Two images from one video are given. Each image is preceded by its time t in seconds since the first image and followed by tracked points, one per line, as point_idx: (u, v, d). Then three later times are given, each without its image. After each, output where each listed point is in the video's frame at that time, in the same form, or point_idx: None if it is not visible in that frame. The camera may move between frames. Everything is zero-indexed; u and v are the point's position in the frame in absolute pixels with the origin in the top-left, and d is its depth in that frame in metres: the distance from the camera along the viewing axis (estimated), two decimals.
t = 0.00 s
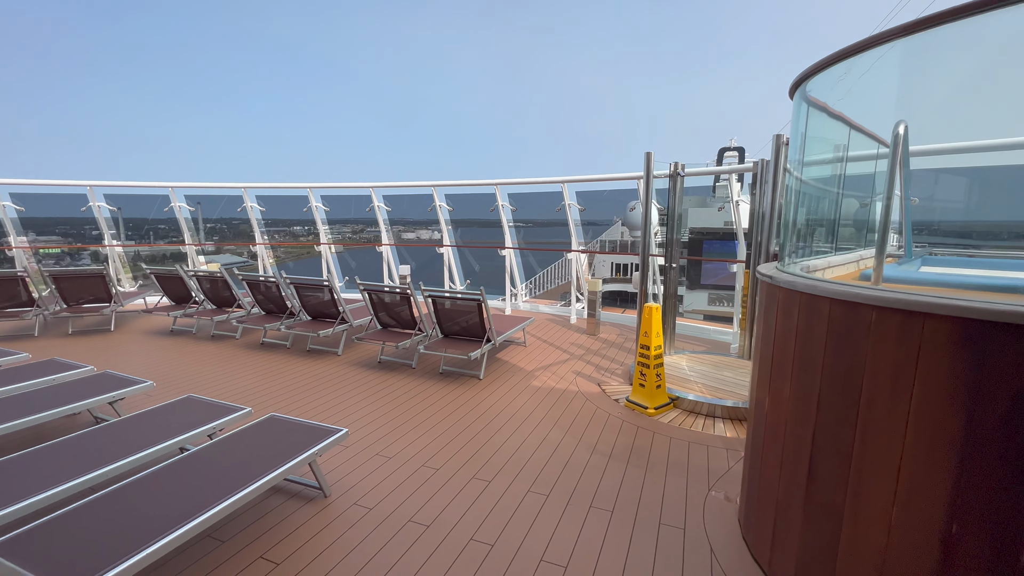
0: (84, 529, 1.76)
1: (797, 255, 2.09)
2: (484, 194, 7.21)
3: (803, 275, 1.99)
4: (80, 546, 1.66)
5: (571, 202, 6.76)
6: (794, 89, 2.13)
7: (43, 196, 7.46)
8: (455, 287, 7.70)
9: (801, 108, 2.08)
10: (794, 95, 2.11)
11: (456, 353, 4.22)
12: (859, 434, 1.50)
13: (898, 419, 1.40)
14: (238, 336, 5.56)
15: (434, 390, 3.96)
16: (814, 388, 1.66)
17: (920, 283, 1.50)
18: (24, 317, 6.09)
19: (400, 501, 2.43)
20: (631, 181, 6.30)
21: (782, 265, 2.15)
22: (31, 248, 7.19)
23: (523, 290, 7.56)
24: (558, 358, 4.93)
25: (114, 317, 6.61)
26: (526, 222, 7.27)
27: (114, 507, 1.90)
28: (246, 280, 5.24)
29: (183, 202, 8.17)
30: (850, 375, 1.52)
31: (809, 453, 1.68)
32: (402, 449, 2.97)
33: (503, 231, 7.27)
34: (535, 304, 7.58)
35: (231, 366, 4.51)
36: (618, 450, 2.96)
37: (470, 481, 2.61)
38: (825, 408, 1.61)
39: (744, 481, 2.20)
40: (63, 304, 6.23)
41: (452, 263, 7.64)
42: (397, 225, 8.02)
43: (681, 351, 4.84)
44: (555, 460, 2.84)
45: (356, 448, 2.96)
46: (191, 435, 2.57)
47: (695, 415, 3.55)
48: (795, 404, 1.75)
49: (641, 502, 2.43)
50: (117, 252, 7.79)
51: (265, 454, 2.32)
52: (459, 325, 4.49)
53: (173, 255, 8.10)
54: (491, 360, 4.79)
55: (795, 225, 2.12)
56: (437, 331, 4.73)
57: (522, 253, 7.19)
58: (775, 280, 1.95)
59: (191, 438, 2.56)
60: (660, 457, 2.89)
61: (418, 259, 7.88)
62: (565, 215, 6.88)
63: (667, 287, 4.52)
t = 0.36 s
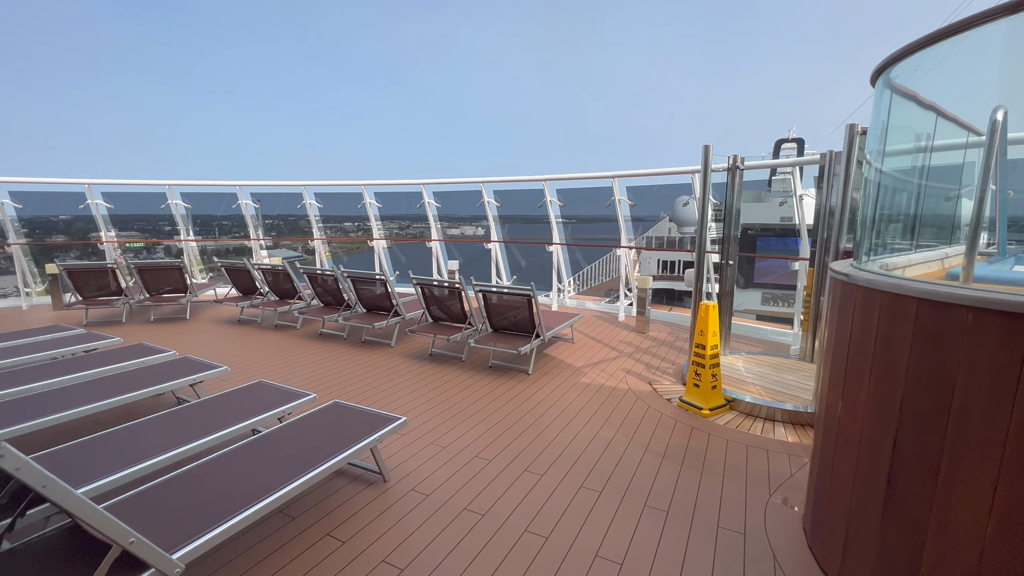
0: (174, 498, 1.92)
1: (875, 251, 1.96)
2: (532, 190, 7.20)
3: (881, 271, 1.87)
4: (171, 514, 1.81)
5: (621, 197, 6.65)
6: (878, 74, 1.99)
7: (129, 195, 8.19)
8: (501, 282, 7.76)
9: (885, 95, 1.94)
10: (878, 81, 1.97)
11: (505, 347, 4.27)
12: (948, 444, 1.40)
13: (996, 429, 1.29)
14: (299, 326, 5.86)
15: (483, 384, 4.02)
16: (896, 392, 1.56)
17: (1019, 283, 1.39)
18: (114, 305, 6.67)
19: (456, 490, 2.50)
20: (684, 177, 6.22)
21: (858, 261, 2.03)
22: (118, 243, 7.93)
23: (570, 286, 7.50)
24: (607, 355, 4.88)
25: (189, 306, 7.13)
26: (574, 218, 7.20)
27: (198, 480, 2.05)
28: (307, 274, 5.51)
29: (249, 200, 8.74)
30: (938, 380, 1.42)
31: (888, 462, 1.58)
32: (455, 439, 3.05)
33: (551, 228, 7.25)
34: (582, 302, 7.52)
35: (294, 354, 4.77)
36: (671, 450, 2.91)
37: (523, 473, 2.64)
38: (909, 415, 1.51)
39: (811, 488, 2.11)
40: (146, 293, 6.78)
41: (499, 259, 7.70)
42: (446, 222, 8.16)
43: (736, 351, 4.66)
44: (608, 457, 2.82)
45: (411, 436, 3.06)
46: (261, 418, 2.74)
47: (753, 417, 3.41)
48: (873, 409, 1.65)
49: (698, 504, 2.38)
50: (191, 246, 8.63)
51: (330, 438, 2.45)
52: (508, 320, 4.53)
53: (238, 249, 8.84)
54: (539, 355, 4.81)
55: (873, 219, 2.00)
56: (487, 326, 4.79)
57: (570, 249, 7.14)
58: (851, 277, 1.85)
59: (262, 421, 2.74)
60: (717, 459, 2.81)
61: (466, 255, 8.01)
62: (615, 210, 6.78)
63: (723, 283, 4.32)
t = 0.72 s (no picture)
0: (250, 475, 2.06)
1: (964, 250, 1.81)
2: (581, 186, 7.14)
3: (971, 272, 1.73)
4: (248, 489, 1.95)
5: (673, 192, 6.47)
6: (973, 58, 1.83)
7: (201, 194, 8.86)
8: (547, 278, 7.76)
9: (979, 81, 1.79)
10: (971, 66, 1.82)
11: (553, 344, 4.28)
12: None
13: None
14: (353, 319, 6.11)
15: (531, 379, 4.04)
16: (990, 401, 1.45)
17: None
18: (187, 295, 7.20)
19: (508, 482, 2.54)
20: (741, 170, 5.97)
21: (944, 261, 1.88)
22: (190, 238, 8.63)
23: (616, 284, 7.40)
24: (656, 354, 4.78)
25: (253, 298, 7.59)
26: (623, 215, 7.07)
27: (270, 459, 2.20)
28: (361, 268, 5.73)
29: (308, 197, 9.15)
30: None
31: (978, 476, 1.47)
32: (505, 433, 3.09)
33: (599, 225, 7.16)
34: (630, 300, 7.32)
35: (349, 346, 4.98)
36: (727, 454, 2.82)
37: (573, 469, 2.65)
38: (1004, 426, 1.40)
39: (883, 499, 1.98)
40: (215, 285, 7.29)
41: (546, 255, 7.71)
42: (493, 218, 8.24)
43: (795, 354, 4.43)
44: (660, 458, 2.77)
45: (462, 428, 3.13)
46: (323, 405, 2.89)
47: (815, 424, 3.25)
48: (960, 419, 1.54)
49: (758, 511, 2.29)
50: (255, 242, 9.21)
51: (389, 426, 2.55)
52: (557, 316, 4.53)
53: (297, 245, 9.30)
54: (587, 352, 4.78)
55: (961, 214, 1.85)
56: (535, 322, 4.81)
57: (617, 246, 7.04)
58: (936, 278, 1.72)
59: (324, 407, 2.89)
60: (776, 465, 2.70)
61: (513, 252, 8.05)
62: (666, 206, 6.59)
63: (783, 282, 4.15)
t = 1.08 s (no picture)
0: (313, 457, 2.18)
1: None
2: (629, 182, 7.01)
3: None
4: (312, 470, 2.06)
5: (726, 188, 6.23)
6: None
7: (263, 192, 9.38)
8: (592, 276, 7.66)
9: None
10: None
11: (600, 342, 4.23)
12: None
13: None
14: (402, 313, 6.29)
15: (577, 377, 4.02)
16: None
17: None
18: (251, 288, 7.68)
19: (556, 478, 2.55)
20: (803, 164, 5.67)
21: None
22: (253, 234, 9.14)
23: (664, 283, 7.17)
24: (707, 355, 4.64)
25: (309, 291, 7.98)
26: (673, 212, 6.88)
27: (330, 444, 2.31)
28: (411, 263, 5.88)
29: (360, 195, 9.43)
30: None
31: None
32: (552, 429, 3.09)
33: (647, 222, 7.00)
34: (678, 299, 7.22)
35: (399, 339, 5.14)
36: (785, 461, 2.70)
37: (622, 468, 2.62)
38: None
39: (966, 517, 1.84)
40: (276, 279, 7.70)
41: (592, 253, 7.63)
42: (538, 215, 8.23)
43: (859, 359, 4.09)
44: (713, 461, 2.69)
45: (509, 423, 3.16)
46: (377, 395, 3.00)
47: (883, 434, 3.05)
48: None
49: (820, 521, 2.19)
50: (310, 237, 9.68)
51: (441, 417, 2.61)
52: (604, 314, 4.48)
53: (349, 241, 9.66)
54: (635, 351, 4.70)
55: None
56: (582, 320, 4.78)
57: (666, 244, 6.87)
58: None
59: (378, 397, 3.01)
60: (840, 475, 2.56)
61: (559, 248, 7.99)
62: (719, 203, 6.38)
63: (848, 283, 3.92)
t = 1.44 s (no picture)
0: (368, 444, 2.27)
1: None
2: (679, 178, 6.82)
3: None
4: (368, 456, 2.14)
5: (785, 183, 5.95)
6: None
7: (317, 189, 9.80)
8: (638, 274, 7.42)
9: None
10: None
11: (647, 341, 4.15)
12: None
13: None
14: (447, 307, 6.41)
15: (623, 376, 3.96)
16: None
17: None
18: (305, 281, 8.04)
19: (602, 476, 2.52)
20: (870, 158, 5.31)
21: None
22: (307, 230, 9.78)
23: (713, 282, 6.89)
24: (761, 358, 4.45)
25: (359, 285, 8.27)
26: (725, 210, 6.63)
27: (384, 432, 2.39)
28: (457, 259, 5.98)
29: (407, 191, 9.59)
30: None
31: None
32: (599, 427, 3.07)
33: (698, 219, 6.78)
34: (729, 300, 6.86)
35: (445, 333, 5.25)
36: (848, 472, 2.56)
37: (671, 471, 2.56)
38: None
39: None
40: (328, 272, 8.02)
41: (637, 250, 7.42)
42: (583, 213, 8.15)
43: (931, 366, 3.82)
44: (768, 469, 2.58)
45: (555, 419, 3.16)
46: (426, 387, 3.08)
47: (961, 448, 2.83)
48: None
49: (888, 538, 2.05)
50: (360, 233, 10.01)
51: (489, 411, 2.64)
52: (652, 312, 4.39)
53: (397, 237, 9.91)
54: (683, 352, 4.57)
55: None
56: (628, 318, 4.70)
57: (717, 241, 6.65)
58: None
59: (427, 389, 3.08)
60: (911, 490, 2.39)
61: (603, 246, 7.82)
62: (776, 199, 6.06)
63: (920, 286, 3.61)
